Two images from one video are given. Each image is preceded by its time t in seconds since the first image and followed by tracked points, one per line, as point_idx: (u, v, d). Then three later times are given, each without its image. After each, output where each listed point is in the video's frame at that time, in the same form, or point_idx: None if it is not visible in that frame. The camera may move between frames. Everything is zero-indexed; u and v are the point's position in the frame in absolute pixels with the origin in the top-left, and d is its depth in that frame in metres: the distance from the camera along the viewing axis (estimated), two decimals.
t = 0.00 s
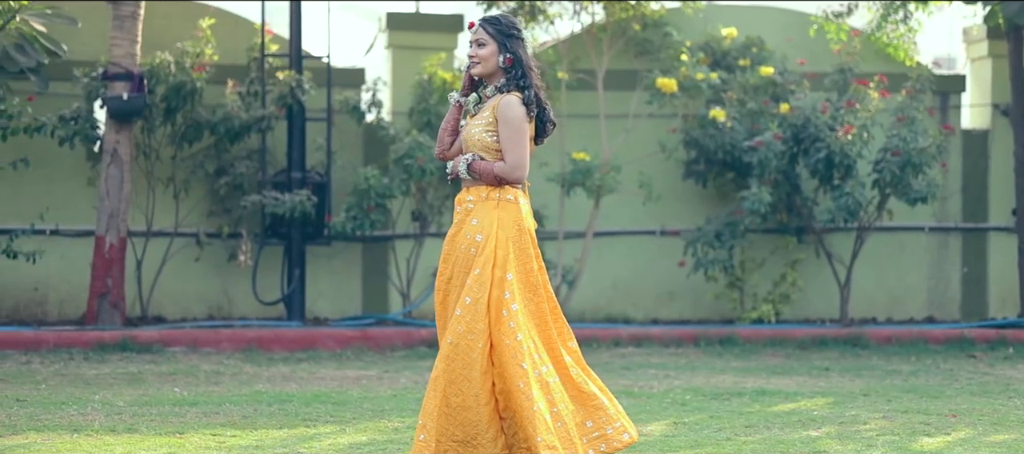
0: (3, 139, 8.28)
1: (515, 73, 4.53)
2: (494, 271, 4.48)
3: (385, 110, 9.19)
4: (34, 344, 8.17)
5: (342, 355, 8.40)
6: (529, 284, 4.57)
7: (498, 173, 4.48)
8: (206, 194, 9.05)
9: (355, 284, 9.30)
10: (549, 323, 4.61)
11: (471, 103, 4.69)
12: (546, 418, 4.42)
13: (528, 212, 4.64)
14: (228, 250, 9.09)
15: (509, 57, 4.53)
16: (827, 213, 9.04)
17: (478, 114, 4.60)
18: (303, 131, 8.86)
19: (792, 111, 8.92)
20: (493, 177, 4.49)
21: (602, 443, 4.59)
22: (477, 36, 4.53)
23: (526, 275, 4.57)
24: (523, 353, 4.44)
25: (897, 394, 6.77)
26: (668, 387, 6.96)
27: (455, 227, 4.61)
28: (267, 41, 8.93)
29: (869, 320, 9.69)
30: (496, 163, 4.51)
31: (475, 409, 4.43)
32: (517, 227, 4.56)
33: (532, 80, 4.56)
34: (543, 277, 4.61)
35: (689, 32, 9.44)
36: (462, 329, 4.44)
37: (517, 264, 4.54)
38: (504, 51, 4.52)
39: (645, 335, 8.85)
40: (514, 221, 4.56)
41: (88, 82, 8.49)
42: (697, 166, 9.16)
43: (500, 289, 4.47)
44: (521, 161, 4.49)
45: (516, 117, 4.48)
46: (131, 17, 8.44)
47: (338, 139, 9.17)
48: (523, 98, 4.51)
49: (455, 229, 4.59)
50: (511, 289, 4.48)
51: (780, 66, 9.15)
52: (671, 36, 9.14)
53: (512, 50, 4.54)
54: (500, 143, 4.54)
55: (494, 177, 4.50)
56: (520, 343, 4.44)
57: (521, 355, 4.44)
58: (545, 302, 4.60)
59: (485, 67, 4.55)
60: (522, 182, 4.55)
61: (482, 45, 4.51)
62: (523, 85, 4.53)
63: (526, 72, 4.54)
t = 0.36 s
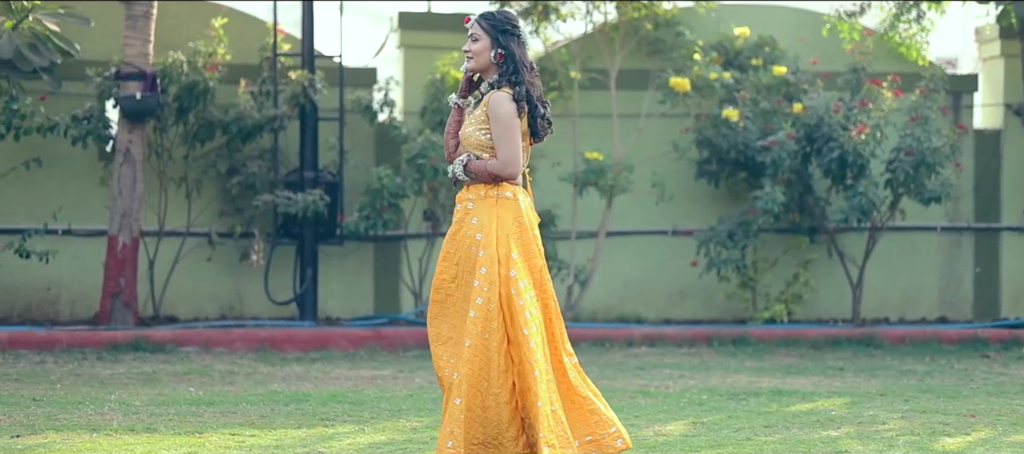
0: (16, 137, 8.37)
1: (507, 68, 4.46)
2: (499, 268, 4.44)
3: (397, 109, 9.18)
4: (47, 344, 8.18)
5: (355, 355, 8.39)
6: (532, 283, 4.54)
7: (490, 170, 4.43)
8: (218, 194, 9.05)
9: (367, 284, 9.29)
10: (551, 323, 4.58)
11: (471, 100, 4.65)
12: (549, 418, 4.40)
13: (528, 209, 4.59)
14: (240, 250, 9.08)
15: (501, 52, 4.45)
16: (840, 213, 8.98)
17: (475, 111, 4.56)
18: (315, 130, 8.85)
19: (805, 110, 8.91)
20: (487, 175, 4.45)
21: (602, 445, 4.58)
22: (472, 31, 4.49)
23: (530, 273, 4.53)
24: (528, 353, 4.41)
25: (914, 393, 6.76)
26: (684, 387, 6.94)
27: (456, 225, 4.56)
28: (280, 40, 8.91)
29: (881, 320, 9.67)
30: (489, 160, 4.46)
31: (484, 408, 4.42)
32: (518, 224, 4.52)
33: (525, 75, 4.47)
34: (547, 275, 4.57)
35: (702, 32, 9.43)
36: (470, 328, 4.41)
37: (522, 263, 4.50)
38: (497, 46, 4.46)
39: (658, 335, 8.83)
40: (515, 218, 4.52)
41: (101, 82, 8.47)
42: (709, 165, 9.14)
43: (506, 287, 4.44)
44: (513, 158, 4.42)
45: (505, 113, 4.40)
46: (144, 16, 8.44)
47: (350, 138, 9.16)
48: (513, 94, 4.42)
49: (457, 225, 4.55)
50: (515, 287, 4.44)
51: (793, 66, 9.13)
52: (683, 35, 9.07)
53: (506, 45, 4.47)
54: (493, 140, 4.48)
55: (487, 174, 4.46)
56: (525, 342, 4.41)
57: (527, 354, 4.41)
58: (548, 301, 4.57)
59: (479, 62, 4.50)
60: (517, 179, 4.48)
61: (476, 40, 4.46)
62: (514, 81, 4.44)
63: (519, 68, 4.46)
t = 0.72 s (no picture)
0: (29, 137, 8.41)
1: (497, 66, 4.46)
2: (501, 268, 4.46)
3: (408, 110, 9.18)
4: (60, 344, 8.18)
5: (368, 355, 8.39)
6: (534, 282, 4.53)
7: (480, 170, 4.44)
8: (230, 195, 9.05)
9: (378, 285, 9.28)
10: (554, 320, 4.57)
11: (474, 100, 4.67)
12: (550, 416, 4.40)
13: (526, 208, 4.60)
14: (252, 251, 9.07)
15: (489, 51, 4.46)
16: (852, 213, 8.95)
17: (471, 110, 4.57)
18: (327, 130, 8.84)
19: (818, 110, 8.86)
20: (478, 175, 4.46)
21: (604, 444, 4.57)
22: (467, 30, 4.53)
23: (530, 270, 4.52)
24: (530, 350, 4.41)
25: (931, 394, 6.75)
26: (699, 387, 6.92)
27: (457, 226, 4.58)
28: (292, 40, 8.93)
29: (893, 321, 9.64)
30: (480, 160, 4.47)
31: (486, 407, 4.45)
32: (516, 222, 4.53)
33: (513, 73, 4.44)
34: (548, 272, 4.56)
35: (714, 32, 9.42)
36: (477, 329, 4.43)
37: (523, 262, 4.50)
38: (485, 44, 4.47)
39: (671, 335, 8.81)
40: (513, 217, 4.53)
41: (113, 82, 8.45)
42: (721, 166, 9.13)
43: (508, 286, 4.46)
44: (501, 157, 4.40)
45: (490, 112, 4.38)
46: (157, 17, 8.45)
47: (362, 139, 9.15)
48: (499, 92, 4.40)
49: (458, 225, 4.57)
50: (517, 286, 4.44)
51: (806, 66, 9.11)
52: (695, 35, 9.10)
53: (494, 44, 4.47)
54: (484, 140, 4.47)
55: (477, 172, 4.47)
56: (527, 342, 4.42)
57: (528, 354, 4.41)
58: (551, 298, 4.55)
59: (473, 61, 4.52)
60: (507, 178, 4.45)
61: (469, 38, 4.50)
62: (502, 79, 4.42)
63: (507, 65, 4.44)
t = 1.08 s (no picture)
0: (41, 138, 8.42)
1: (482, 70, 4.49)
2: (497, 272, 4.49)
3: (419, 110, 9.15)
4: (72, 345, 8.19)
5: (380, 356, 8.38)
6: (533, 286, 4.53)
7: (465, 176, 4.47)
8: (241, 195, 9.04)
9: (389, 285, 9.27)
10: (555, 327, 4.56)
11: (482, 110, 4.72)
12: (548, 419, 4.41)
13: (522, 212, 4.60)
14: (264, 251, 9.08)
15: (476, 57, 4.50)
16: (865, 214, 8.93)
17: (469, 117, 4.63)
18: (338, 131, 8.83)
19: (831, 111, 8.85)
20: (465, 181, 4.50)
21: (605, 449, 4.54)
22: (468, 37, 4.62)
23: (529, 273, 4.53)
24: (527, 354, 4.43)
25: (947, 395, 6.74)
26: (713, 388, 6.92)
27: (456, 231, 4.62)
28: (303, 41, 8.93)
29: (904, 322, 9.62)
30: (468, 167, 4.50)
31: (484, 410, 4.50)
32: (512, 226, 4.54)
33: (498, 78, 4.46)
34: (547, 275, 4.56)
35: (725, 32, 9.42)
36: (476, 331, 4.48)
37: (520, 266, 4.51)
38: (473, 51, 4.51)
39: (682, 336, 8.81)
40: (508, 221, 4.54)
41: (125, 83, 8.44)
42: (733, 167, 9.12)
43: (506, 290, 4.48)
44: (484, 163, 4.42)
45: (472, 118, 4.40)
46: (169, 17, 8.46)
47: (373, 140, 9.14)
48: (481, 98, 4.42)
49: (456, 231, 4.61)
50: (513, 290, 4.47)
51: (817, 67, 9.10)
52: (706, 36, 9.08)
53: (482, 51, 4.50)
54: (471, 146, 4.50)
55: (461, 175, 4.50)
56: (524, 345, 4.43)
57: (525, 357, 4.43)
58: (550, 301, 4.55)
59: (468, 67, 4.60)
60: (488, 181, 4.44)
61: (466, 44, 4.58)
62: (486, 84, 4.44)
63: (493, 71, 4.46)
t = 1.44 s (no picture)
0: (53, 139, 8.41)
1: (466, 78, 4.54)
2: (489, 277, 4.50)
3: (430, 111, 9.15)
4: (84, 346, 8.20)
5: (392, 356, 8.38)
6: (527, 290, 4.53)
7: (448, 184, 4.53)
8: (252, 196, 9.03)
9: (400, 286, 9.26)
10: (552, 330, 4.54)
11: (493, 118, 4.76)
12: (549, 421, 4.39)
13: (514, 217, 4.61)
14: (275, 252, 9.07)
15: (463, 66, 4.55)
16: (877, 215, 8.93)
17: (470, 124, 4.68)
18: (350, 131, 8.82)
19: (843, 112, 8.84)
20: (450, 189, 4.55)
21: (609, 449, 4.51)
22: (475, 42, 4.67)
23: (521, 278, 4.53)
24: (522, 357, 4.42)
25: (962, 396, 6.72)
26: (727, 389, 6.90)
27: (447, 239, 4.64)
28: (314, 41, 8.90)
29: (916, 323, 9.59)
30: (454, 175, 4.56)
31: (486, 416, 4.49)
32: (503, 231, 4.55)
33: (479, 86, 4.49)
34: (541, 279, 4.56)
35: (736, 32, 9.41)
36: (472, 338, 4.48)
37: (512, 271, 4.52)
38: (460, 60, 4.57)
39: (695, 336, 8.80)
40: (498, 227, 4.55)
41: (137, 83, 8.46)
42: (744, 167, 9.11)
43: (498, 295, 4.49)
44: (463, 170, 4.46)
45: (452, 126, 4.46)
46: (181, 18, 8.45)
47: (384, 140, 9.13)
48: (461, 106, 4.48)
49: (448, 239, 4.64)
50: (505, 294, 4.47)
51: (829, 67, 9.10)
52: (718, 36, 9.05)
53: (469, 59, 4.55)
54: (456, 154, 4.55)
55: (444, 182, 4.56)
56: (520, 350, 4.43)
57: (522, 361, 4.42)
58: (545, 304, 4.54)
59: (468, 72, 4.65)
60: (468, 188, 4.48)
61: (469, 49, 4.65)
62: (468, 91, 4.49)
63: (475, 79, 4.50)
